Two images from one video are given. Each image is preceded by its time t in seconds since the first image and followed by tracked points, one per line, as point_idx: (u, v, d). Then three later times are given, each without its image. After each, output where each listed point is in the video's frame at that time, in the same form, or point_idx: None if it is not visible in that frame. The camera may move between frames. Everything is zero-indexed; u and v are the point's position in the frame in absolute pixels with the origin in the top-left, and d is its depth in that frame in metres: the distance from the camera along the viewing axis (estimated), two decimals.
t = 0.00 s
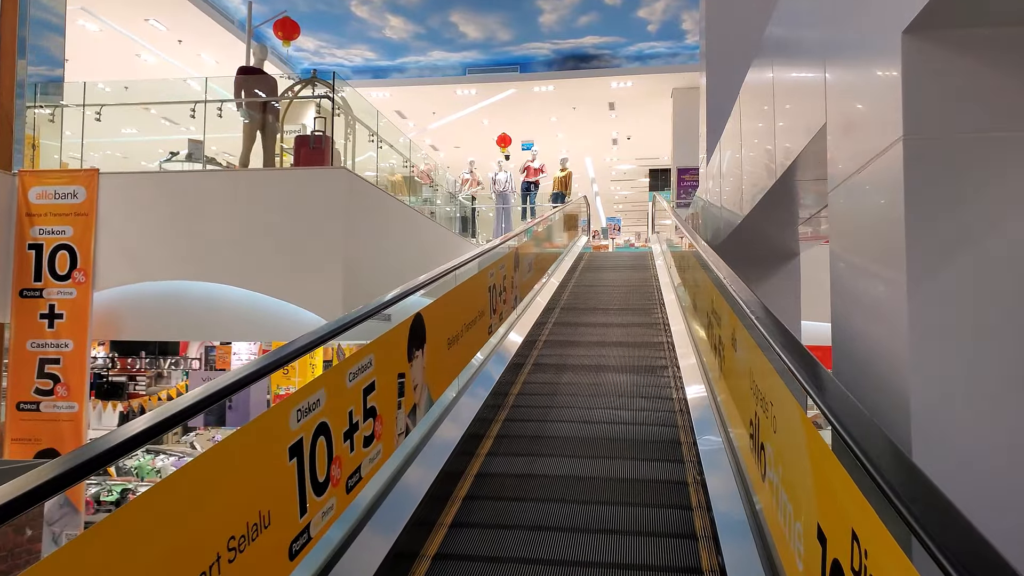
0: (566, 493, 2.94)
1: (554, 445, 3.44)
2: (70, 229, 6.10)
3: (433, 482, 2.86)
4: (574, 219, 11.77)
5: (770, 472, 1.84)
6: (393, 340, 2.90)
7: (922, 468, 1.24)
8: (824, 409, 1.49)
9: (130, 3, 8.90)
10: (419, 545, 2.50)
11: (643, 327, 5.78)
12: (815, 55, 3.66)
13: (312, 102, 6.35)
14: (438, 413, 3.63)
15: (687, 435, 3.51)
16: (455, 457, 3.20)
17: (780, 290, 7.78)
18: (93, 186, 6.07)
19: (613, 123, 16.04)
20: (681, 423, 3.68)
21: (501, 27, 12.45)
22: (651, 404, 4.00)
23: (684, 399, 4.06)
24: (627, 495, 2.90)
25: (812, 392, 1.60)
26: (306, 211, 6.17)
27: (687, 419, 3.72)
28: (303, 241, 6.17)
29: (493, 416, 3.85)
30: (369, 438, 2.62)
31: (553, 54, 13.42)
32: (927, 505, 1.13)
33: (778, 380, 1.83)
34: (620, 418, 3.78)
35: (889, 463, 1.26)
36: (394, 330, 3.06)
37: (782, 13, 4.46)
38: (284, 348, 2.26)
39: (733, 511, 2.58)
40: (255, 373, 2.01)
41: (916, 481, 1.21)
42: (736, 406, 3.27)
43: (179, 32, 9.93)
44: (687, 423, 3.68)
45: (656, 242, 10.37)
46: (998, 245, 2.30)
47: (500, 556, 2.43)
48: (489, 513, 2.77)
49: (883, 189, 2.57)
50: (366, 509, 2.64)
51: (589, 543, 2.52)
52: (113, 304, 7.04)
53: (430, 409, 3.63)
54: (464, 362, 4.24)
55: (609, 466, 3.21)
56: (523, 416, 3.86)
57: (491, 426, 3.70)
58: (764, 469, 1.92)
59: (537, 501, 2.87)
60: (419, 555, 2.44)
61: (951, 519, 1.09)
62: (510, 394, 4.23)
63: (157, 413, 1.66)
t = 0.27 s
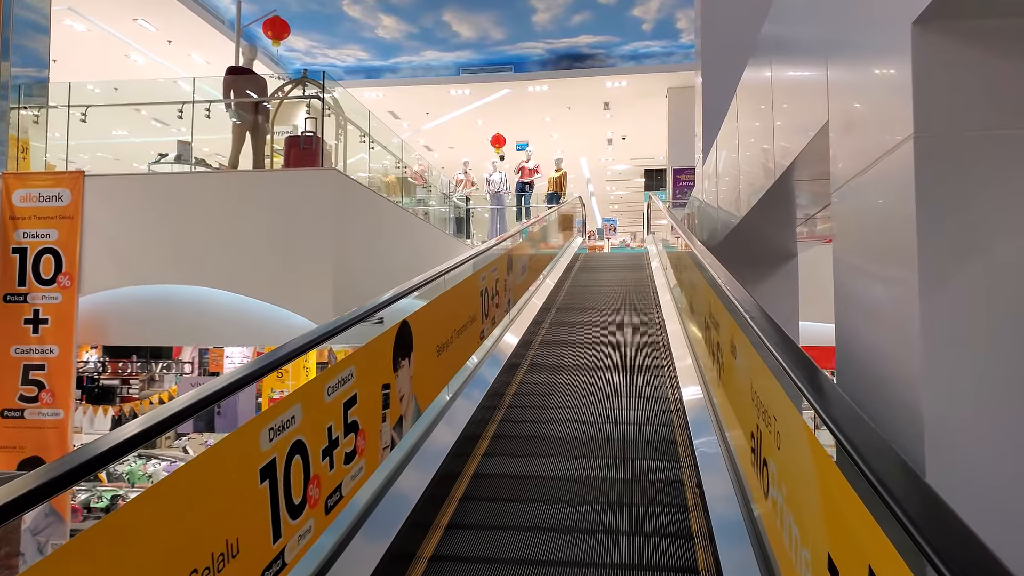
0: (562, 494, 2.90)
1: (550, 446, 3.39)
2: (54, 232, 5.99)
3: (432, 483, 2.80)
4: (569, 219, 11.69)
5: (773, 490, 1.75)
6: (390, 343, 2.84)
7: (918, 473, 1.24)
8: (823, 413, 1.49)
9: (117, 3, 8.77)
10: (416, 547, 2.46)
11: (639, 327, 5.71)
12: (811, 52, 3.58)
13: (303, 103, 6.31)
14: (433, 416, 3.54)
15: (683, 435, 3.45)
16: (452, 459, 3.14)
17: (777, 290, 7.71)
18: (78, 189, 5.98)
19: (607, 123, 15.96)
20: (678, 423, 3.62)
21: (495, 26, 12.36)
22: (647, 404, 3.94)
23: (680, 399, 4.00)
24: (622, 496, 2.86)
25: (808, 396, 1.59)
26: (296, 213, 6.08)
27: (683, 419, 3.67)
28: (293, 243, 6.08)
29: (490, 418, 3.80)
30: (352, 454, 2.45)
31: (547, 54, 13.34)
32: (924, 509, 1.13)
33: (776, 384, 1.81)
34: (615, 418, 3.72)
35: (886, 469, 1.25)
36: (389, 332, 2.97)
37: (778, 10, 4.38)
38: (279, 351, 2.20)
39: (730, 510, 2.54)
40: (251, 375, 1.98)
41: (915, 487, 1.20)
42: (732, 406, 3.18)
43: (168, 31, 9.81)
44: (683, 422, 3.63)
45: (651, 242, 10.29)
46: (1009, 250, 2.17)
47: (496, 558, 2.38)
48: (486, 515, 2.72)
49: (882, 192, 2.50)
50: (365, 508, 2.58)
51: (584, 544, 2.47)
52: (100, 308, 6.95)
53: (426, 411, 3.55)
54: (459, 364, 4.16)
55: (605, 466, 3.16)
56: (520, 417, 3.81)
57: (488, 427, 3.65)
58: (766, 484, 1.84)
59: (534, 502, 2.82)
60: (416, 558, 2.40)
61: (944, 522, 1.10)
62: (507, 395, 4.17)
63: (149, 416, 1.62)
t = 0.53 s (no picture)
0: (559, 493, 2.82)
1: (546, 446, 3.30)
2: (39, 237, 5.84)
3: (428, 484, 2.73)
4: (565, 220, 11.61)
5: (778, 511, 1.66)
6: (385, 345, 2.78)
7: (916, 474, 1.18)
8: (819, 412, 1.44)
9: (105, 2, 8.65)
10: (414, 547, 2.39)
11: (636, 327, 5.62)
12: (810, 49, 3.50)
13: (291, 103, 6.18)
14: (427, 419, 3.45)
15: (680, 435, 3.36)
16: (449, 459, 3.07)
17: (774, 290, 7.63)
18: (63, 192, 5.81)
19: (602, 123, 15.88)
20: (674, 423, 3.53)
21: (488, 25, 12.27)
22: (643, 404, 3.85)
23: (676, 399, 3.91)
24: (619, 495, 2.78)
25: (807, 399, 1.54)
26: (286, 215, 5.98)
27: (679, 418, 3.58)
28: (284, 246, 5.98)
29: (486, 418, 3.71)
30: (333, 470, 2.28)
31: (541, 53, 13.26)
32: (924, 511, 1.07)
33: (776, 394, 1.75)
34: (612, 418, 3.63)
35: (888, 473, 1.19)
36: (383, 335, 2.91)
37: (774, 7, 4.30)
38: (269, 357, 2.13)
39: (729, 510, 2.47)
40: (240, 381, 1.93)
41: (914, 488, 1.14)
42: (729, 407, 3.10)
43: (157, 31, 9.68)
44: (679, 422, 3.54)
45: (647, 242, 10.21)
46: None
47: (491, 558, 2.30)
48: (481, 515, 2.64)
49: (883, 193, 2.44)
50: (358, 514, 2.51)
51: (580, 543, 2.40)
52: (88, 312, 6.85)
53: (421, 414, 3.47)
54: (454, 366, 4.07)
55: (601, 466, 3.07)
56: (517, 417, 3.72)
57: (484, 427, 3.56)
58: (771, 504, 1.76)
59: (530, 501, 2.74)
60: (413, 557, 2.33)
61: (938, 518, 1.05)
62: (503, 395, 4.08)
63: (141, 421, 1.58)
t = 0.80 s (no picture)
0: (554, 493, 2.75)
1: (542, 445, 3.23)
2: (22, 238, 5.73)
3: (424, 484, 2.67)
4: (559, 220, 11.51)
5: (784, 539, 1.57)
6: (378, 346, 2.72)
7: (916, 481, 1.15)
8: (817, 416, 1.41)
9: None
10: (410, 547, 2.33)
11: (631, 327, 5.55)
12: (807, 48, 3.43)
13: (281, 101, 6.09)
14: (422, 419, 3.37)
15: (674, 435, 3.28)
16: (444, 459, 3.00)
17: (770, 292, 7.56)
18: (47, 192, 5.73)
19: (597, 122, 15.80)
20: (669, 423, 3.46)
21: (481, 24, 12.18)
22: (638, 403, 3.78)
23: (671, 398, 3.84)
24: (614, 495, 2.71)
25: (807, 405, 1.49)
26: (276, 215, 5.89)
27: (675, 417, 3.51)
28: (273, 246, 5.89)
29: (482, 417, 3.65)
30: (310, 488, 2.08)
31: (535, 52, 13.17)
32: (928, 522, 1.05)
33: (774, 397, 1.71)
34: (607, 417, 3.56)
35: (889, 482, 1.16)
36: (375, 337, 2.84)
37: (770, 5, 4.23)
38: (260, 357, 2.05)
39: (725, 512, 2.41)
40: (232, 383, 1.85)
41: (917, 496, 1.12)
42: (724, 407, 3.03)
43: (146, 29, 9.56)
44: (674, 421, 3.47)
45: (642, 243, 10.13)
46: None
47: (487, 558, 2.25)
48: (476, 514, 2.58)
49: (882, 198, 2.38)
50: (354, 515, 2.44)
51: (575, 543, 2.34)
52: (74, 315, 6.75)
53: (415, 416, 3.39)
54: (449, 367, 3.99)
55: (596, 465, 3.01)
56: (513, 416, 3.65)
57: (480, 427, 3.49)
58: (776, 527, 1.67)
59: (526, 501, 2.68)
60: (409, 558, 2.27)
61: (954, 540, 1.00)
62: (499, 395, 4.00)
63: (127, 426, 1.50)
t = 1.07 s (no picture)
0: (549, 492, 2.70)
1: (537, 445, 3.18)
2: (4, 238, 5.62)
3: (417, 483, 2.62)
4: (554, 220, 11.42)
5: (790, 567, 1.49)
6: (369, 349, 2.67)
7: (915, 481, 1.14)
8: (814, 417, 1.39)
9: None
10: (403, 548, 2.30)
11: (627, 327, 5.48)
12: (804, 46, 3.35)
13: (270, 100, 5.97)
14: (417, 420, 3.29)
15: (669, 435, 3.21)
16: (440, 459, 2.95)
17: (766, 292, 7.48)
18: (31, 191, 5.61)
19: (592, 122, 15.71)
20: (664, 422, 3.39)
21: (475, 21, 12.08)
22: (634, 402, 3.71)
23: (666, 397, 3.77)
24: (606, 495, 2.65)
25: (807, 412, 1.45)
26: (263, 215, 5.78)
27: (670, 416, 3.44)
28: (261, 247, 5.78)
29: (477, 418, 3.59)
30: (285, 509, 1.97)
31: (529, 51, 13.07)
32: (927, 523, 1.03)
33: (776, 404, 1.67)
34: (602, 416, 3.50)
35: (886, 482, 1.14)
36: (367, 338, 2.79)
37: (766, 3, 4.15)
38: (250, 359, 1.97)
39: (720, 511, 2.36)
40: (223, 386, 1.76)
41: (925, 510, 1.07)
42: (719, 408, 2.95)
43: (134, 25, 9.43)
44: (669, 420, 3.40)
45: (637, 244, 10.04)
46: None
47: (482, 558, 2.21)
48: (471, 516, 2.54)
49: (881, 200, 2.30)
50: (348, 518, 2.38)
51: (569, 544, 2.29)
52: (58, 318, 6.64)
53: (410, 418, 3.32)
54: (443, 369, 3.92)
55: (591, 464, 2.95)
56: (508, 417, 3.59)
57: (475, 428, 3.43)
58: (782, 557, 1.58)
59: (520, 502, 2.63)
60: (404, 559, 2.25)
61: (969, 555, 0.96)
62: (494, 396, 3.94)
63: (115, 430, 1.42)
